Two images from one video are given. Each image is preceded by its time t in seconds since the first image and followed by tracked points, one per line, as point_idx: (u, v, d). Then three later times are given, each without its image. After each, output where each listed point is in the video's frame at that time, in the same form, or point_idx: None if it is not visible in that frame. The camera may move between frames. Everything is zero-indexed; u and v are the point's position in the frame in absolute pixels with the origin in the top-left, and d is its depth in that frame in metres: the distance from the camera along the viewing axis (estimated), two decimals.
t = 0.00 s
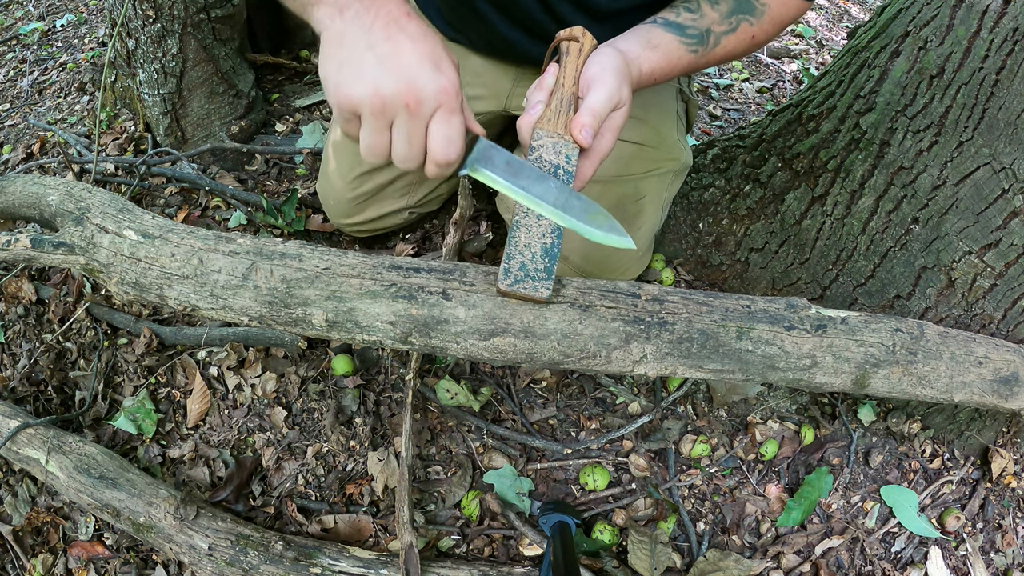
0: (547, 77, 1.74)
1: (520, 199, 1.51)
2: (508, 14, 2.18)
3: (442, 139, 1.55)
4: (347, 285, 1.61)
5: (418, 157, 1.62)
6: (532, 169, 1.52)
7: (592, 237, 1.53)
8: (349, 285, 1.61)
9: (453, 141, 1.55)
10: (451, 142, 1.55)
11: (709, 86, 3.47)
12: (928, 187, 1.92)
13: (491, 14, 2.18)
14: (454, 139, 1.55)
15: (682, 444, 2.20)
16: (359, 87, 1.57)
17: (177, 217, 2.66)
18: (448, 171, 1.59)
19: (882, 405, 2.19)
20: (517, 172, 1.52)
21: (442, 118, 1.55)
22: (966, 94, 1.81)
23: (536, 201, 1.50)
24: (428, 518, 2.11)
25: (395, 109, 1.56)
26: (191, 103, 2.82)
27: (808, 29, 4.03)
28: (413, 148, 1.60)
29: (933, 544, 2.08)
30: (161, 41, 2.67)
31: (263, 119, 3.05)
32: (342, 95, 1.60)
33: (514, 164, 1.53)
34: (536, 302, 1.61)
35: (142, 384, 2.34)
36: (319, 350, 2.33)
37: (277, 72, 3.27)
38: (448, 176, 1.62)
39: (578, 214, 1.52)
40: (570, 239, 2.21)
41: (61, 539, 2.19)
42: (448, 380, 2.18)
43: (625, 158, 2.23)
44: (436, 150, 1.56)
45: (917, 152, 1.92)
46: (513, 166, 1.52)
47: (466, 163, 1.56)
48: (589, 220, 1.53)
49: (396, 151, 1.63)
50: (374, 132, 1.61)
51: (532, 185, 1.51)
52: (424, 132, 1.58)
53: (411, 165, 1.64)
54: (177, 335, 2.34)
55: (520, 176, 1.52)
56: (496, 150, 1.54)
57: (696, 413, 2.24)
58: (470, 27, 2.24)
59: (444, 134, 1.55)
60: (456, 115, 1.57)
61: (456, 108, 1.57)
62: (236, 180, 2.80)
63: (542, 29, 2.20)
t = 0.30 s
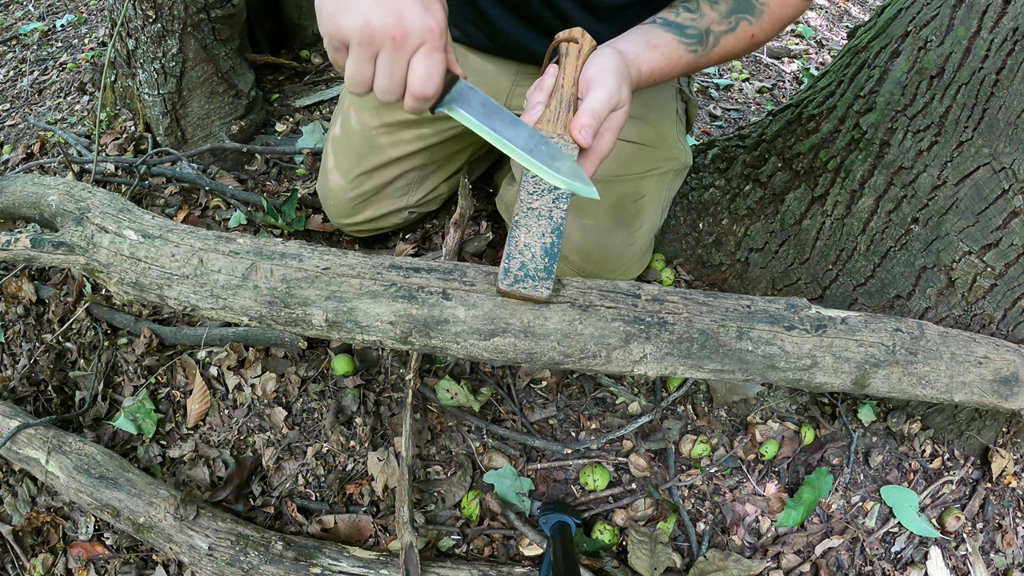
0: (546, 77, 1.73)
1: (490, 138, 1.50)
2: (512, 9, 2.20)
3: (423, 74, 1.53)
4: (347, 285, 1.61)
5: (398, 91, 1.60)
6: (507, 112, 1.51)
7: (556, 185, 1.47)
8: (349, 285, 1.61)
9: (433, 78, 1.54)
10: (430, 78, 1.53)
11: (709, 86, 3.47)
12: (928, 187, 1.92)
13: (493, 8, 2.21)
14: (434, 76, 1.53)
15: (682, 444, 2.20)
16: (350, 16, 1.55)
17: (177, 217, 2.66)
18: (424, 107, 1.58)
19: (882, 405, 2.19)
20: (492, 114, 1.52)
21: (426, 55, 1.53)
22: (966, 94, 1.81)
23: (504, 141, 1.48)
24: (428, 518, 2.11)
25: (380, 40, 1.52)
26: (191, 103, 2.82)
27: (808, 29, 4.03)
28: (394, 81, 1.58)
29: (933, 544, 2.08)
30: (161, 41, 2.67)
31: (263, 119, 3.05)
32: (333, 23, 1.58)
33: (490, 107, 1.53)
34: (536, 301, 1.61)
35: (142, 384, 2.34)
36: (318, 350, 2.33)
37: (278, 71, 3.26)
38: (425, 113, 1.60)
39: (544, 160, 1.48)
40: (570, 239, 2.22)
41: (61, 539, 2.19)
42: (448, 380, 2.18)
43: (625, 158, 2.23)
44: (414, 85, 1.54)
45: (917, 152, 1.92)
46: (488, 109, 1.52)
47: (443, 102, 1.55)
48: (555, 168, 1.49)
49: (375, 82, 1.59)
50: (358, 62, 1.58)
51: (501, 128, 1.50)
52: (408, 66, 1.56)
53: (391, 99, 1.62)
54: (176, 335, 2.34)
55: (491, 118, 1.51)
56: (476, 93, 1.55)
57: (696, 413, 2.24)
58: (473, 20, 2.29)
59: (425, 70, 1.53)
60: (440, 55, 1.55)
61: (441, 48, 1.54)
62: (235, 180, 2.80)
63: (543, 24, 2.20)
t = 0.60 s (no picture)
0: (546, 78, 1.74)
1: (469, 104, 1.55)
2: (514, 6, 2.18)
3: (406, 38, 1.62)
4: (347, 285, 1.61)
5: (382, 51, 1.69)
6: (486, 79, 1.56)
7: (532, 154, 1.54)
8: (349, 285, 1.61)
9: (416, 41, 1.62)
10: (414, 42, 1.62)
11: (709, 86, 3.47)
12: (928, 187, 1.92)
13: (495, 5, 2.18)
14: (418, 41, 1.62)
15: (682, 444, 2.20)
16: None
17: (177, 217, 2.66)
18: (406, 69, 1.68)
19: (882, 405, 2.19)
20: (473, 80, 1.57)
21: (411, 19, 1.61)
22: (967, 94, 1.81)
23: (483, 109, 1.53)
24: (428, 518, 2.11)
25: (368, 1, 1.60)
26: (191, 103, 2.82)
27: (808, 29, 4.03)
28: (379, 41, 1.66)
29: (933, 544, 2.08)
30: (161, 41, 2.67)
31: (263, 119, 3.05)
32: None
33: (471, 73, 1.58)
34: (536, 301, 1.61)
35: (142, 384, 2.34)
36: (318, 350, 2.33)
37: (277, 71, 3.26)
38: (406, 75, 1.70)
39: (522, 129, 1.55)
40: (570, 239, 2.23)
41: (61, 539, 2.19)
42: (448, 380, 2.17)
43: (625, 159, 2.23)
44: (398, 47, 1.63)
45: (917, 152, 1.92)
46: (470, 75, 1.58)
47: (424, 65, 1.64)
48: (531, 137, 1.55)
49: (361, 41, 1.69)
50: (345, 21, 1.64)
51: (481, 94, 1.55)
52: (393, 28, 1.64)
53: (375, 59, 1.71)
54: (177, 335, 2.34)
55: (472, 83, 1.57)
56: (458, 59, 1.60)
57: (696, 413, 2.24)
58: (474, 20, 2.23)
59: (408, 35, 1.62)
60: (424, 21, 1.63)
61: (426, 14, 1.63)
62: (236, 180, 2.80)
63: (544, 21, 2.20)
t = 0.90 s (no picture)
0: (546, 78, 1.76)
1: (454, 83, 1.59)
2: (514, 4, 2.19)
3: (392, 15, 1.61)
4: (347, 285, 1.61)
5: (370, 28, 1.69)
6: (471, 58, 1.59)
7: (514, 134, 1.57)
8: (349, 285, 1.61)
9: (402, 19, 1.62)
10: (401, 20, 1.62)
11: (709, 86, 3.47)
12: (928, 187, 1.92)
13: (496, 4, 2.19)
14: (404, 18, 1.61)
15: (682, 444, 2.20)
16: None
17: (177, 217, 2.66)
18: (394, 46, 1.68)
19: (882, 405, 2.19)
20: (458, 59, 1.61)
21: None
22: (967, 94, 1.81)
23: (467, 87, 1.57)
24: (428, 518, 2.11)
25: None
26: (191, 103, 2.82)
27: (808, 29, 4.03)
28: (367, 18, 1.66)
29: (933, 544, 2.08)
30: (161, 41, 2.67)
31: (263, 119, 3.05)
32: None
33: (457, 52, 1.62)
34: (536, 301, 1.61)
35: (142, 384, 2.34)
36: (318, 350, 2.33)
37: (277, 71, 3.26)
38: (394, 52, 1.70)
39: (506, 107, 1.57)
40: (570, 239, 2.23)
41: (61, 539, 2.19)
42: (448, 380, 2.18)
43: (625, 158, 2.23)
44: (384, 24, 1.63)
45: (917, 152, 1.92)
46: (455, 54, 1.61)
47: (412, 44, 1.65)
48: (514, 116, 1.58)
49: (349, 18, 1.68)
50: None
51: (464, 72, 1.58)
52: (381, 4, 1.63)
53: (363, 36, 1.71)
54: (177, 335, 2.34)
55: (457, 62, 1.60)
56: (445, 37, 1.63)
57: (696, 413, 2.24)
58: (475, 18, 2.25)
59: (394, 12, 1.61)
60: None
61: None
62: (235, 180, 2.80)
63: (544, 20, 2.20)
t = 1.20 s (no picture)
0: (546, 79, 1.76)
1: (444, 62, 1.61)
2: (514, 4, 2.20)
3: None
4: (347, 285, 1.61)
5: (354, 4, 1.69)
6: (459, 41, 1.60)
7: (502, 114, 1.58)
8: (349, 285, 1.61)
9: None
10: None
11: (709, 86, 3.47)
12: (928, 187, 1.92)
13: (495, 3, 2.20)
14: None
15: (682, 444, 2.20)
16: None
17: (177, 217, 2.66)
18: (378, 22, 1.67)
19: (882, 405, 2.19)
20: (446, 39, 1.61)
21: None
22: (967, 94, 1.81)
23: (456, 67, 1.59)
24: (428, 518, 2.11)
25: None
26: (191, 103, 2.82)
27: (808, 29, 4.03)
28: None
29: (933, 544, 2.08)
30: (161, 41, 2.67)
31: (263, 119, 3.05)
32: None
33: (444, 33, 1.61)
34: (536, 301, 1.61)
35: (142, 384, 2.34)
36: (318, 350, 2.33)
37: (277, 71, 3.26)
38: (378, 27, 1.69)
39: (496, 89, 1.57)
40: (570, 239, 2.22)
41: (61, 539, 2.19)
42: (448, 380, 2.18)
43: (625, 158, 2.24)
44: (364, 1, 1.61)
45: (917, 152, 1.92)
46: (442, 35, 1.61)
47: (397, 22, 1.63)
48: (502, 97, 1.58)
49: None
50: None
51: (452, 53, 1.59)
52: None
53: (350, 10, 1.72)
54: (177, 335, 2.34)
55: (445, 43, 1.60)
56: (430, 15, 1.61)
57: (696, 413, 2.24)
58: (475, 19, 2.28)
59: None
60: None
61: None
62: (235, 180, 2.80)
63: (544, 20, 2.21)
